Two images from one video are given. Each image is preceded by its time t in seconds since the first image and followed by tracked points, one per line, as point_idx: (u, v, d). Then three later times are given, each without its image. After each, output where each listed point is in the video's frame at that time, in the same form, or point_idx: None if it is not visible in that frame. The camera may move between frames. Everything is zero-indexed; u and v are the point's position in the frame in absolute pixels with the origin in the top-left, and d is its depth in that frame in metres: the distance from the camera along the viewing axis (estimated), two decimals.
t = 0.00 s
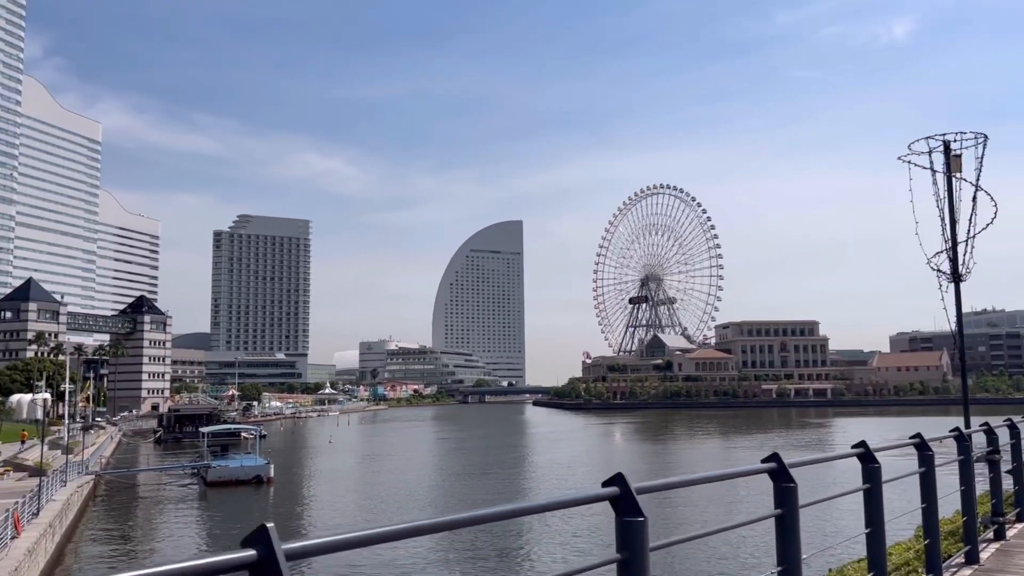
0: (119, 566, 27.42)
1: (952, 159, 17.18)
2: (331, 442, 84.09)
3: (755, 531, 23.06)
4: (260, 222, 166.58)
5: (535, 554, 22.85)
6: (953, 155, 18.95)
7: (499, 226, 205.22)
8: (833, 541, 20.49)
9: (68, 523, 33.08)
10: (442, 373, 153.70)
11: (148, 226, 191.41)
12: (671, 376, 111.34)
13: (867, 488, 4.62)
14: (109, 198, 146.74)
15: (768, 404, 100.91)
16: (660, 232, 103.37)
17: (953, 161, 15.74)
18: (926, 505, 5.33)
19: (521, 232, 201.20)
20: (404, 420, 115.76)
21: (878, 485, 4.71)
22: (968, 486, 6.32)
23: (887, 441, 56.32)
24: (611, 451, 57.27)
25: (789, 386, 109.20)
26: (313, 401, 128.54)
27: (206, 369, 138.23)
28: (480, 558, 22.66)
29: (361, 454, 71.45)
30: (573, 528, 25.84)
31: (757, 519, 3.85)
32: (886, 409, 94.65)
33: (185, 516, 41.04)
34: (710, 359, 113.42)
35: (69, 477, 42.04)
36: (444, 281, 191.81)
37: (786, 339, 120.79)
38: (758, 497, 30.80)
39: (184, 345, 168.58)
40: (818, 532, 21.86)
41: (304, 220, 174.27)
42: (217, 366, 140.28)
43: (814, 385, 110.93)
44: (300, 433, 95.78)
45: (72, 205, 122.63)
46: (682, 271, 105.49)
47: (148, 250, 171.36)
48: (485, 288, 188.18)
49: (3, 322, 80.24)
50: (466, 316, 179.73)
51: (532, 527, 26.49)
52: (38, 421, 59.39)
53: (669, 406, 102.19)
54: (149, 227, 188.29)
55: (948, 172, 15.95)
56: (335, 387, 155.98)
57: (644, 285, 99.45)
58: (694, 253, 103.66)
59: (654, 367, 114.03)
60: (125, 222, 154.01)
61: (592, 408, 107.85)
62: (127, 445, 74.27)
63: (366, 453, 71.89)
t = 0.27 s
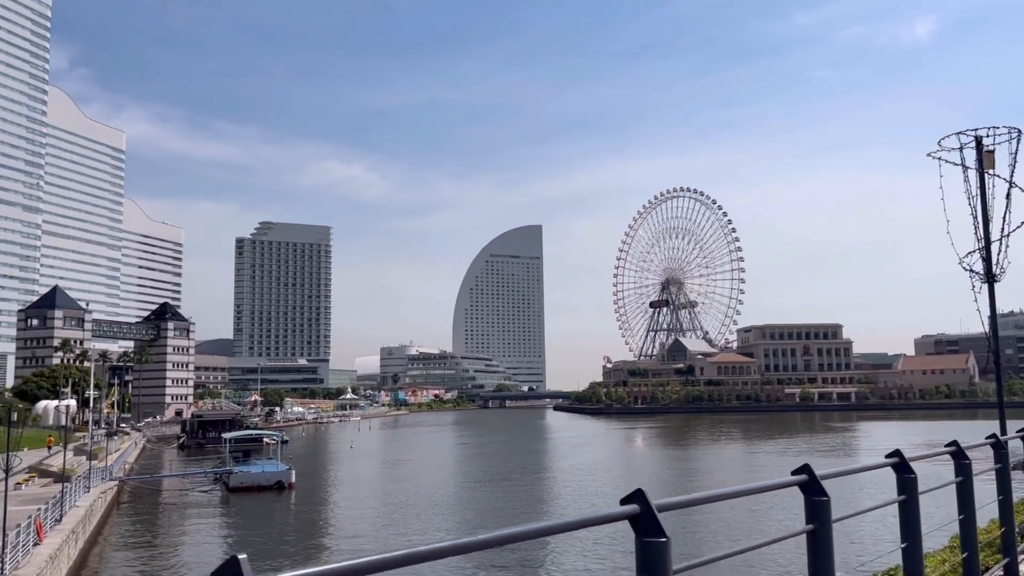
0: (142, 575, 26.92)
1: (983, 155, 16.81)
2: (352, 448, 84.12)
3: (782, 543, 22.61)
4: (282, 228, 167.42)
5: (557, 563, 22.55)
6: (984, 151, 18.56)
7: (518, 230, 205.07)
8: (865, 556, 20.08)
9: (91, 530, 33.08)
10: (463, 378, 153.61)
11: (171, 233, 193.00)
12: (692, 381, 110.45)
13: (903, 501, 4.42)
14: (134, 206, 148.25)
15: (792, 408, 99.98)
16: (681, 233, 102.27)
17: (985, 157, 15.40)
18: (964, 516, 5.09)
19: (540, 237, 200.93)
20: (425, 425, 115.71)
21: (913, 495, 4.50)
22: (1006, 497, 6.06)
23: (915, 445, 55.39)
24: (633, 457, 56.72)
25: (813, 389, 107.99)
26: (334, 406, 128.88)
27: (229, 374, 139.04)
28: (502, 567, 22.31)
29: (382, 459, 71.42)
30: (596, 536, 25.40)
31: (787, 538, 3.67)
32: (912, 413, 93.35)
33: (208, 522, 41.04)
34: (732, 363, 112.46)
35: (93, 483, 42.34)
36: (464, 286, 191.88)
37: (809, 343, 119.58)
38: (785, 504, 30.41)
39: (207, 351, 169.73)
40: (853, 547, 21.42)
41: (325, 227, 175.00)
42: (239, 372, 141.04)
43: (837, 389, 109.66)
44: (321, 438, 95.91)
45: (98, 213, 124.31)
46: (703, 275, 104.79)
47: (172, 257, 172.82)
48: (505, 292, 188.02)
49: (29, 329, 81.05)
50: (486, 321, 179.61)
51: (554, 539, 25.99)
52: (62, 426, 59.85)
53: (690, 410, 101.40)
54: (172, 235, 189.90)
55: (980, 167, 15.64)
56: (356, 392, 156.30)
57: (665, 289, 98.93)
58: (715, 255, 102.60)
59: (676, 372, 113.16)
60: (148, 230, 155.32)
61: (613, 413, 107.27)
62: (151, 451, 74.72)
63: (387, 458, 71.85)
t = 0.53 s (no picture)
0: None
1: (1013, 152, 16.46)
2: (371, 453, 84.12)
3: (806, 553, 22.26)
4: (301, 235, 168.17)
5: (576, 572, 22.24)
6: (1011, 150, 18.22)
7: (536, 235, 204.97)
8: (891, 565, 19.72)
9: (112, 535, 33.20)
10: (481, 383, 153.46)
11: (191, 240, 194.37)
12: (712, 385, 109.77)
13: (937, 507, 4.23)
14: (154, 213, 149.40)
15: (813, 412, 99.13)
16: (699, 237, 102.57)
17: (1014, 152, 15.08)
18: (999, 523, 4.87)
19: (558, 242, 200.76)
20: (443, 430, 115.64)
21: (947, 501, 4.28)
22: None
23: (939, 449, 54.62)
24: (653, 462, 56.26)
25: (834, 393, 106.95)
26: (353, 412, 129.15)
27: (249, 380, 139.75)
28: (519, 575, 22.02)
29: (401, 464, 71.41)
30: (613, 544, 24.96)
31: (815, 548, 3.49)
32: (935, 417, 92.24)
33: (228, 527, 41.05)
34: (752, 367, 111.58)
35: (113, 489, 42.62)
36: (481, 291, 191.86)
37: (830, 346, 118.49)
38: (812, 503, 29.69)
39: (227, 357, 170.63)
40: (878, 556, 21.06)
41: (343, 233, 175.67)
42: (259, 378, 141.70)
43: (859, 393, 108.55)
44: (340, 444, 96.04)
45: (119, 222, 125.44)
46: (722, 278, 105.32)
47: (192, 264, 174.02)
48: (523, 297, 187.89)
49: (52, 336, 81.78)
50: (505, 326, 179.52)
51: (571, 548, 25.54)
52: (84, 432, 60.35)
53: (709, 415, 100.78)
54: (192, 242, 191.28)
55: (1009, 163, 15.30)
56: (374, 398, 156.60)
57: (683, 292, 98.64)
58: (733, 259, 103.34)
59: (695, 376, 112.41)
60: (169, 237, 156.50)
61: (632, 417, 106.78)
62: (172, 456, 75.09)
63: (405, 463, 71.88)
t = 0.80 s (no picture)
0: None
1: None
2: (387, 459, 84.00)
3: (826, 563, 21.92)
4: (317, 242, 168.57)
5: None
6: None
7: (551, 241, 204.54)
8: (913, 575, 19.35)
9: (129, 544, 33.02)
10: (497, 390, 153.24)
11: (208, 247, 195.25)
12: (729, 391, 108.96)
13: (968, 521, 4.04)
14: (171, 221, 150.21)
15: (831, 417, 98.47)
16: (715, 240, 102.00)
17: None
18: None
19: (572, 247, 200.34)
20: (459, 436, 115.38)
21: (981, 514, 4.10)
22: None
23: (962, 454, 53.87)
24: (671, 469, 55.74)
25: (853, 398, 105.95)
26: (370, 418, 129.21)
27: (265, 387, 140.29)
28: None
29: (418, 470, 71.19)
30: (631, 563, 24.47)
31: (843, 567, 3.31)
32: (957, 422, 91.21)
33: (248, 534, 41.06)
34: (770, 372, 110.70)
35: (130, 495, 42.76)
36: (496, 296, 191.55)
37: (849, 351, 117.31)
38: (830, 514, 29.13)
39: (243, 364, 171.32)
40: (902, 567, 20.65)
41: (359, 239, 175.99)
42: (276, 384, 142.15)
43: (878, 398, 107.47)
44: (357, 450, 95.96)
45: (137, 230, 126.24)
46: (739, 284, 103.70)
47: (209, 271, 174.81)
48: (539, 303, 187.59)
49: (72, 343, 82.12)
50: (520, 332, 179.19)
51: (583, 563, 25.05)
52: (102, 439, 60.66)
53: (727, 421, 100.15)
54: (210, 248, 192.23)
55: None
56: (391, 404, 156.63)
57: (699, 297, 97.68)
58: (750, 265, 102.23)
59: (712, 381, 111.52)
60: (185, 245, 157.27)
61: (648, 423, 106.28)
62: (190, 462, 75.26)
63: (422, 469, 71.69)
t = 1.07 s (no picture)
0: None
1: None
2: (400, 464, 83.88)
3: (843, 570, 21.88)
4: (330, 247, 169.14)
5: None
6: None
7: (563, 245, 204.39)
8: None
9: (141, 553, 32.59)
10: (509, 394, 153.33)
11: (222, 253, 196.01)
12: (743, 395, 108.33)
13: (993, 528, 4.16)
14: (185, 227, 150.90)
15: (845, 421, 98.59)
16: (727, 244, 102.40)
17: None
18: None
19: (584, 251, 200.04)
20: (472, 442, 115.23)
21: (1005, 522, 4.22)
22: None
23: (979, 459, 53.31)
24: (685, 473, 55.23)
25: (868, 403, 105.28)
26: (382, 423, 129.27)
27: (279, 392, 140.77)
28: None
29: (430, 476, 70.80)
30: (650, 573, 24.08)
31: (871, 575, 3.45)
32: (973, 427, 90.51)
33: (261, 540, 40.75)
34: (784, 376, 110.08)
35: (143, 503, 42.48)
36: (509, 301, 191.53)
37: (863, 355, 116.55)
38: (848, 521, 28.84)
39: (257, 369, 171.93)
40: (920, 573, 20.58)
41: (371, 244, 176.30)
42: (289, 390, 142.58)
43: (893, 402, 106.76)
44: (370, 455, 95.88)
45: (151, 237, 126.88)
46: (751, 287, 105.34)
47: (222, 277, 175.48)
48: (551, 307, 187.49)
49: (87, 349, 82.51)
50: (532, 336, 179.15)
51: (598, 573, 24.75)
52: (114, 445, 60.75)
53: (740, 426, 100.24)
54: (223, 254, 193.08)
55: None
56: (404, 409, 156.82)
57: (712, 301, 97.52)
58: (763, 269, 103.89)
59: (726, 386, 110.93)
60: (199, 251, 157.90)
61: (661, 428, 105.89)
62: (203, 468, 75.36)
63: (435, 475, 71.35)
